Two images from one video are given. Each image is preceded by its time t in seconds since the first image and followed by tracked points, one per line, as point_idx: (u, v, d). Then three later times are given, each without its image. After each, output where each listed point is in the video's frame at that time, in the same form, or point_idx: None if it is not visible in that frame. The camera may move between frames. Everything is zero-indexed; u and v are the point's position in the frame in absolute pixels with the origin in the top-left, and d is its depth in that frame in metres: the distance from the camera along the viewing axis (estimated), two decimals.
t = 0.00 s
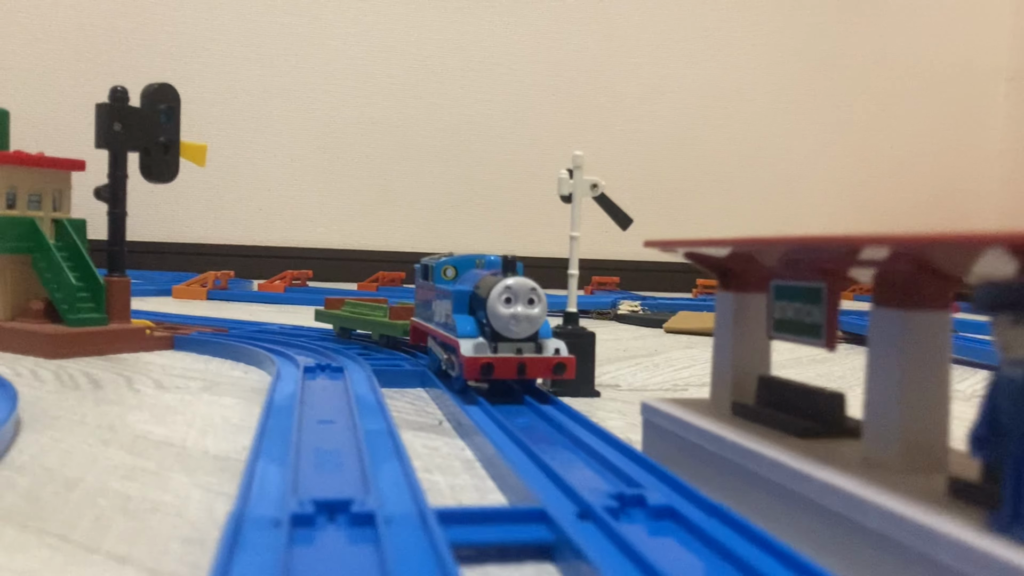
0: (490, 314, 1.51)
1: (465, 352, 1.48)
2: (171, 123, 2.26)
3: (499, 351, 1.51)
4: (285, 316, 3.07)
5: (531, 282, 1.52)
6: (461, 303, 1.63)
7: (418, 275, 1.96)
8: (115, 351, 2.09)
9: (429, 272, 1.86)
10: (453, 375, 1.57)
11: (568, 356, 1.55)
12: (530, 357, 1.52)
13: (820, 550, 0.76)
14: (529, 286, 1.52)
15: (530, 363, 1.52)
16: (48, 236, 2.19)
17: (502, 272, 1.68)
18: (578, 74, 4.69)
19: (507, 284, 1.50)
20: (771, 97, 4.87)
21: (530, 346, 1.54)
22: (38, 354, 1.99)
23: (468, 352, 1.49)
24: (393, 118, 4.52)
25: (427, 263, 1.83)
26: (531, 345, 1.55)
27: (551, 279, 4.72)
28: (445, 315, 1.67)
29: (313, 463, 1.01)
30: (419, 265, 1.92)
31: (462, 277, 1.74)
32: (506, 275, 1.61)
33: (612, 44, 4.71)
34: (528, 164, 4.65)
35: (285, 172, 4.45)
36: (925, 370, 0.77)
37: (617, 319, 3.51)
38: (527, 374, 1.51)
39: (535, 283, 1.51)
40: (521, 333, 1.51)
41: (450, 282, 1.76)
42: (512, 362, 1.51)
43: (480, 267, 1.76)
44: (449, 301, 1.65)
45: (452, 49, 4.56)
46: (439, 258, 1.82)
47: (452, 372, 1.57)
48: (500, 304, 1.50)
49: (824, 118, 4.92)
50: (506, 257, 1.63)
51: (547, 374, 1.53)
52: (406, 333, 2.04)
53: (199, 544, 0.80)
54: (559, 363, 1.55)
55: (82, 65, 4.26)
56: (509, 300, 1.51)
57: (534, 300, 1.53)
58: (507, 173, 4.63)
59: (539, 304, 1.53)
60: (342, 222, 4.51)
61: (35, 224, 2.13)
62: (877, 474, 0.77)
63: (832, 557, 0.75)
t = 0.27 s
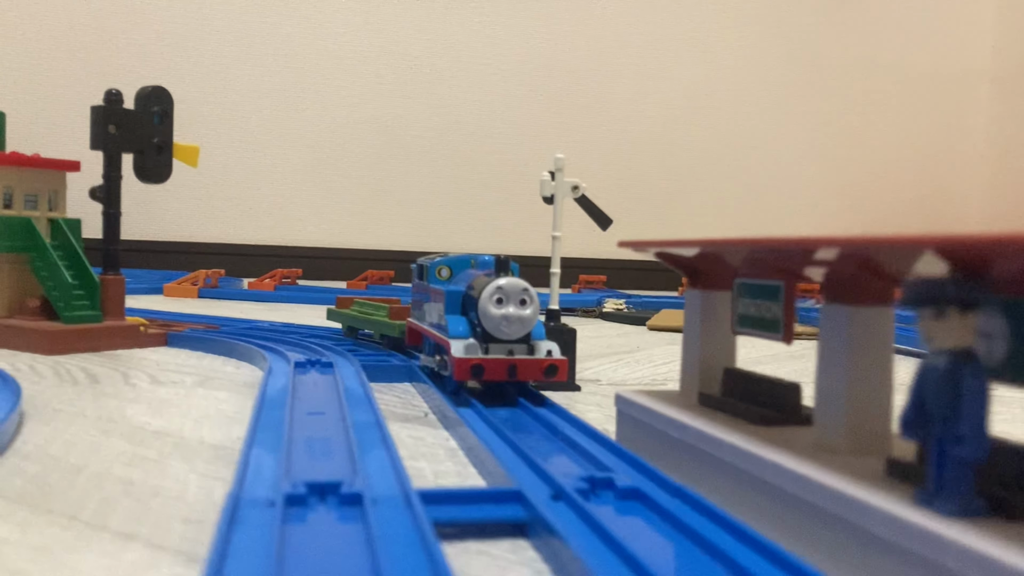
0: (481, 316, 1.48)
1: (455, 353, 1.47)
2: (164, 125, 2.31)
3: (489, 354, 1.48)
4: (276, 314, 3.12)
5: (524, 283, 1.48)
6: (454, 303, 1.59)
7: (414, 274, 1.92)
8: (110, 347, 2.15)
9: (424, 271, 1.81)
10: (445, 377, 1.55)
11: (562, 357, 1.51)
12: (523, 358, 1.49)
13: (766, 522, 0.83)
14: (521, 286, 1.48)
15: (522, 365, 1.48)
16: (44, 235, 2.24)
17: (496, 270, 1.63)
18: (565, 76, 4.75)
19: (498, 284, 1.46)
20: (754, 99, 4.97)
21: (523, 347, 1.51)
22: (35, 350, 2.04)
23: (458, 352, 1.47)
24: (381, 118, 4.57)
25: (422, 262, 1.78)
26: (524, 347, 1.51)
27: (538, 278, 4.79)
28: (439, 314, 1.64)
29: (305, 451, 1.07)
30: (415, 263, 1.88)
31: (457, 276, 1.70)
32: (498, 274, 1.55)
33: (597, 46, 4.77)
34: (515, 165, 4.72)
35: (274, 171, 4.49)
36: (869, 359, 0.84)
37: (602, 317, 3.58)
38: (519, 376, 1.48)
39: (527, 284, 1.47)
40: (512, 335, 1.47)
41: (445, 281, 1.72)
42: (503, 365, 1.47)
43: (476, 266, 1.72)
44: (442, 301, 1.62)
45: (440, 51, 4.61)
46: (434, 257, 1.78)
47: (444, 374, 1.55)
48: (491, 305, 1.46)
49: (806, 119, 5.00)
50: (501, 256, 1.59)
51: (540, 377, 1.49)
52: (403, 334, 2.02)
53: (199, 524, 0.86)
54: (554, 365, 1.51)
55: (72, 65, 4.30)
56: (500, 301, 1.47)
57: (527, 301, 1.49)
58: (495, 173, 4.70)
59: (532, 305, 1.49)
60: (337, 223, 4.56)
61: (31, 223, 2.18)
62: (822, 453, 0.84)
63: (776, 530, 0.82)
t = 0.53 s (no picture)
0: (477, 316, 1.50)
1: (452, 354, 1.47)
2: (160, 126, 2.34)
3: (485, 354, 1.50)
4: (271, 313, 3.15)
5: (519, 284, 1.51)
6: (450, 305, 1.62)
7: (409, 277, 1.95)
8: (108, 345, 2.19)
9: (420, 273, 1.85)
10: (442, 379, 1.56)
11: (558, 358, 1.52)
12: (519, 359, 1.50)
13: (738, 506, 0.87)
14: (517, 287, 1.51)
15: (519, 366, 1.49)
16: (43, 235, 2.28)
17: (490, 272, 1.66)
18: (556, 77, 4.79)
19: (494, 285, 1.49)
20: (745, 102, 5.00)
21: (519, 348, 1.53)
22: (35, 347, 2.07)
23: (455, 354, 1.47)
24: (375, 118, 4.60)
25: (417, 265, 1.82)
26: (520, 348, 1.53)
27: (530, 277, 4.83)
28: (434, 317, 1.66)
29: (300, 443, 1.11)
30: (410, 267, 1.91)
31: (452, 277, 1.74)
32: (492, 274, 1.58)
33: (588, 47, 4.82)
34: (507, 165, 4.76)
35: (267, 171, 4.51)
36: (836, 352, 0.89)
37: (594, 316, 3.62)
38: (516, 378, 1.49)
39: (522, 284, 1.50)
40: (508, 335, 1.50)
41: (440, 282, 1.76)
42: (499, 365, 1.49)
43: (470, 267, 1.76)
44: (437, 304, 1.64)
45: (432, 51, 4.64)
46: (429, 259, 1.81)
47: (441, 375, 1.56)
48: (488, 305, 1.49)
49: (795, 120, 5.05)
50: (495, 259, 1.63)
51: (537, 377, 1.50)
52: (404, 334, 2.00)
53: (200, 510, 0.91)
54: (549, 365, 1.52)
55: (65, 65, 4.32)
56: (496, 301, 1.49)
57: (522, 301, 1.52)
58: (487, 173, 4.74)
59: (527, 306, 1.52)
60: (331, 223, 4.60)
61: (31, 223, 2.21)
62: (791, 441, 0.88)
63: (746, 513, 0.86)
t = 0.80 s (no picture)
0: (471, 316, 1.50)
1: (446, 356, 1.47)
2: (155, 127, 2.40)
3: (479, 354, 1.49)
4: (262, 311, 3.21)
5: (514, 284, 1.51)
6: (444, 304, 1.62)
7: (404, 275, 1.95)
8: (105, 341, 2.25)
9: (414, 271, 1.84)
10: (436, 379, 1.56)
11: (553, 358, 1.53)
12: (513, 359, 1.50)
13: (701, 485, 0.95)
14: (512, 287, 1.51)
15: (513, 366, 1.50)
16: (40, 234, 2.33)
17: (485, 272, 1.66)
18: (544, 78, 4.87)
19: (489, 285, 1.49)
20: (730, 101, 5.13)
21: (513, 349, 1.53)
22: (35, 342, 2.13)
23: (449, 355, 1.47)
24: (365, 118, 4.65)
25: (411, 262, 1.82)
26: (515, 348, 1.53)
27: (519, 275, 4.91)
28: (429, 317, 1.66)
29: (294, 430, 1.18)
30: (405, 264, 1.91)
31: (447, 276, 1.74)
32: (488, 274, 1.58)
33: (574, 50, 4.91)
34: (496, 165, 4.83)
35: (257, 167, 4.52)
36: (792, 343, 0.95)
37: (580, 313, 3.70)
38: (510, 378, 1.50)
39: (517, 284, 1.50)
40: (503, 336, 1.50)
41: (434, 280, 1.76)
42: (493, 365, 1.49)
43: (464, 266, 1.76)
44: (431, 303, 1.64)
45: (422, 52, 4.69)
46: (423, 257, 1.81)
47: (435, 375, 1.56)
48: (483, 305, 1.49)
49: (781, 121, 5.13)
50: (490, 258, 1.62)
51: (531, 377, 1.51)
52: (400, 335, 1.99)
53: (200, 490, 0.97)
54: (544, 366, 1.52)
55: (56, 62, 4.26)
56: (491, 301, 1.49)
57: (517, 301, 1.52)
58: (477, 172, 4.81)
59: (522, 306, 1.52)
60: (323, 223, 4.63)
61: (28, 222, 2.27)
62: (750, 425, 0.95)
63: (709, 491, 0.93)
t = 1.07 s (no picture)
0: (463, 314, 1.45)
1: (438, 354, 1.42)
2: (150, 128, 2.45)
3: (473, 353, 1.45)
4: (255, 307, 3.26)
5: (508, 281, 1.46)
6: (437, 300, 1.58)
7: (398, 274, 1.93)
8: (101, 336, 2.30)
9: (407, 269, 1.83)
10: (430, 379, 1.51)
11: (548, 357, 1.48)
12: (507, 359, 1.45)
13: (666, 465, 1.01)
14: (505, 284, 1.46)
15: (507, 366, 1.44)
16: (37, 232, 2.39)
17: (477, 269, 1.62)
18: (535, 79, 4.90)
19: (481, 282, 1.44)
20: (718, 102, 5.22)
21: (507, 347, 1.48)
22: (33, 337, 2.19)
23: (441, 353, 1.42)
24: (356, 118, 4.68)
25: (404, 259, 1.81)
26: (509, 347, 1.48)
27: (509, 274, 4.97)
28: (421, 315, 1.62)
29: (286, 416, 1.24)
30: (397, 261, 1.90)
31: (438, 273, 1.72)
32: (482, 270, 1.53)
33: (564, 50, 4.94)
34: (486, 165, 4.87)
35: (249, 166, 4.56)
36: (752, 332, 1.02)
37: (568, 312, 3.75)
38: (504, 377, 1.44)
39: (511, 281, 1.44)
40: (496, 334, 1.45)
41: (427, 278, 1.74)
42: (487, 365, 1.44)
43: (457, 263, 1.75)
44: (424, 300, 1.60)
45: (414, 52, 4.73)
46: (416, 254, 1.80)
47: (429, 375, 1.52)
48: (475, 303, 1.44)
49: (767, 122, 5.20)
50: (485, 254, 1.57)
51: (526, 377, 1.45)
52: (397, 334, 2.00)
53: (198, 470, 1.03)
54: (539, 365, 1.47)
55: (48, 62, 4.29)
56: (483, 299, 1.45)
57: (511, 299, 1.47)
58: (467, 172, 4.85)
59: (516, 304, 1.47)
60: (314, 221, 4.68)
61: (26, 221, 2.32)
62: (712, 408, 1.02)
63: (673, 470, 1.00)
